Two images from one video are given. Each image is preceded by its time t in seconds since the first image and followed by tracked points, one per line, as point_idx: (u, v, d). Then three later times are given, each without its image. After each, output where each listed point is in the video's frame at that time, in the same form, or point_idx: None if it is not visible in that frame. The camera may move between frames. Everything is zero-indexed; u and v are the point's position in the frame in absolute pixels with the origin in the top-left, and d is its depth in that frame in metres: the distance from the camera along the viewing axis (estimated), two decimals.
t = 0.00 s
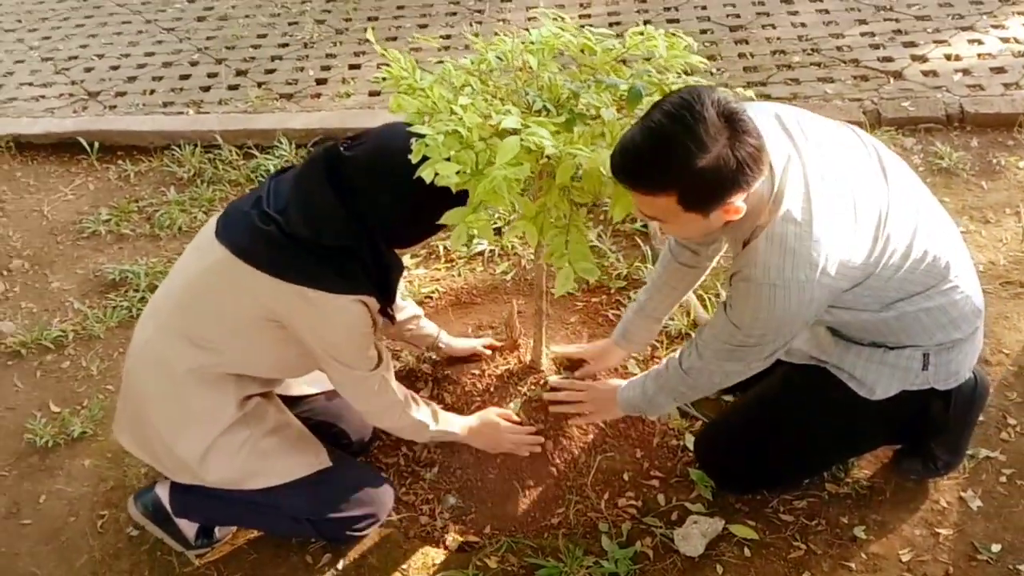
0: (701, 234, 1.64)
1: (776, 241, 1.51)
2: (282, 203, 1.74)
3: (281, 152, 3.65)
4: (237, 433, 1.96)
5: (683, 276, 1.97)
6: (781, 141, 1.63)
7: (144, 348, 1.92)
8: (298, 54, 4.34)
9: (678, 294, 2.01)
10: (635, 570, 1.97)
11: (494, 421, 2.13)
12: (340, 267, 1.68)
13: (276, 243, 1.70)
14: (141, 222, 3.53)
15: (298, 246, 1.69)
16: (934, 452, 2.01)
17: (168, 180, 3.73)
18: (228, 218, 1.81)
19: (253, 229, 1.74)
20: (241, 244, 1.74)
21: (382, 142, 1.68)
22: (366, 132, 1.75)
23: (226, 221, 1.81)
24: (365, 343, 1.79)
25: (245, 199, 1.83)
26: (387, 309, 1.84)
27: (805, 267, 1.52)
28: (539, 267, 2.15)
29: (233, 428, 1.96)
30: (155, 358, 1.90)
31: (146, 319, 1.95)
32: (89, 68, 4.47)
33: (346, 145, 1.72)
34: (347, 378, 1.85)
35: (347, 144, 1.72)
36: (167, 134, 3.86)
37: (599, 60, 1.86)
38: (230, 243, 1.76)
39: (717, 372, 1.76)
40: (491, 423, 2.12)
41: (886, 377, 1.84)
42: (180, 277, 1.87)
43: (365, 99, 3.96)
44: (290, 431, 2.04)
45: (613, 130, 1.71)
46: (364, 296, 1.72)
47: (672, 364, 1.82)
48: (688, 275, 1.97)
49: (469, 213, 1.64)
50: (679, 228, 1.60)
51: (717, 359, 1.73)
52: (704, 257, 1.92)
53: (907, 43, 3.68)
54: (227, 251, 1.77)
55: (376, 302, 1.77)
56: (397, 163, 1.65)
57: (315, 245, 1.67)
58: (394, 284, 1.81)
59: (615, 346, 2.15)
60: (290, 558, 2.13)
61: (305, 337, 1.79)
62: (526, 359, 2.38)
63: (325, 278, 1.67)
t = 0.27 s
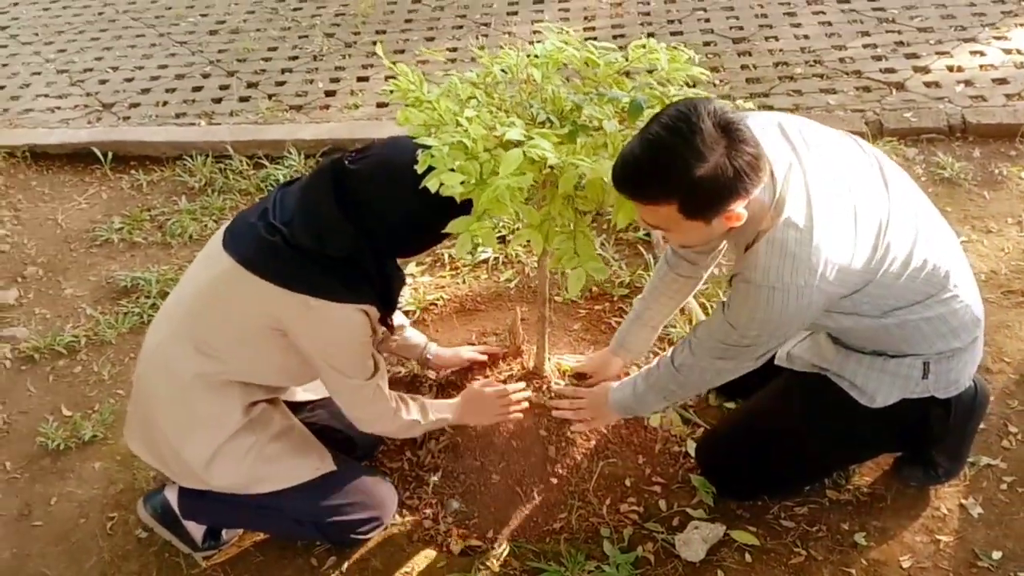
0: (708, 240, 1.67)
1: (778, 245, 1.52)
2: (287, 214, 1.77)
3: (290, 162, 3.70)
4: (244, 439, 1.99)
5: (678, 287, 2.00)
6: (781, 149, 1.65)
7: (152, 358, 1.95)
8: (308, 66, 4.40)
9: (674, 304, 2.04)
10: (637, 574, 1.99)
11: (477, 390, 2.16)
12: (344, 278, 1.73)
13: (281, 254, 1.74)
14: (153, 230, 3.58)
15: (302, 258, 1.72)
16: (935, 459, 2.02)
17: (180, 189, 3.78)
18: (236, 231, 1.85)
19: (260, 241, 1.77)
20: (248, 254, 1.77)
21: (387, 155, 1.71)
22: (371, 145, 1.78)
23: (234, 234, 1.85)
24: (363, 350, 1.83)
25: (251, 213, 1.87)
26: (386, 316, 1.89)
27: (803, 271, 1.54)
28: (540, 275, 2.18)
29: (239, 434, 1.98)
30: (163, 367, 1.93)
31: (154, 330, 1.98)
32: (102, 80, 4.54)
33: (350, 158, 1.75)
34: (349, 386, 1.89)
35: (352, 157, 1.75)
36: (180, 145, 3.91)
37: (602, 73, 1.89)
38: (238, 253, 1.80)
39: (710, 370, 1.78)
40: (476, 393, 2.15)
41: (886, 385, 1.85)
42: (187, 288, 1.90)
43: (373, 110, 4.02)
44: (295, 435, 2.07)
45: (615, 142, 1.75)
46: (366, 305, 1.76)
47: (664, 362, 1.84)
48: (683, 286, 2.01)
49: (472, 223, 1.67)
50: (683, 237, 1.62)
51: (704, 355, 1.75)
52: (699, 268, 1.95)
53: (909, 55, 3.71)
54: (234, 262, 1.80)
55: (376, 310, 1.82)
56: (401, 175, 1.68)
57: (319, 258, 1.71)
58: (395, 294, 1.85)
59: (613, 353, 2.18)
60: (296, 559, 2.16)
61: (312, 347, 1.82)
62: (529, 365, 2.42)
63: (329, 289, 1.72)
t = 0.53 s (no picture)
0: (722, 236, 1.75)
1: (797, 240, 1.59)
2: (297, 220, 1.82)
3: (299, 171, 3.75)
4: (256, 441, 2.03)
5: (707, 279, 2.09)
6: (799, 157, 1.70)
7: (166, 363, 2.00)
8: (317, 77, 4.46)
9: (702, 296, 2.13)
10: None
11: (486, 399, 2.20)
12: (352, 282, 1.77)
13: (290, 259, 1.78)
14: (163, 238, 3.63)
15: (310, 263, 1.77)
16: (935, 465, 2.06)
17: (189, 198, 3.83)
18: (245, 237, 1.89)
19: (269, 247, 1.82)
20: (257, 260, 1.82)
21: (392, 157, 1.75)
22: (375, 151, 1.81)
23: (243, 241, 1.89)
24: (373, 349, 1.87)
25: (261, 219, 1.91)
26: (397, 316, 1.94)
27: (814, 269, 1.58)
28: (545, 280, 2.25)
29: (251, 436, 2.02)
30: (176, 371, 1.97)
31: (167, 335, 2.03)
32: (113, 89, 4.60)
33: (357, 166, 1.80)
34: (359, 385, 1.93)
35: (360, 161, 1.80)
36: (189, 153, 3.97)
37: (608, 84, 1.94)
38: (248, 259, 1.84)
39: (751, 388, 1.81)
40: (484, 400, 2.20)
41: (889, 392, 1.89)
42: (199, 293, 1.95)
43: (381, 121, 4.06)
44: (308, 439, 2.12)
45: (620, 151, 1.79)
46: (373, 307, 1.80)
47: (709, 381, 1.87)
48: (713, 278, 2.10)
49: (482, 229, 1.73)
50: (698, 230, 1.70)
51: (749, 379, 1.78)
52: (727, 259, 2.05)
53: (911, 68, 3.76)
54: (244, 268, 1.85)
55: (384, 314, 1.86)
56: (405, 180, 1.72)
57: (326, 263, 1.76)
58: (405, 296, 1.90)
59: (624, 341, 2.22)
60: (306, 561, 2.20)
61: (321, 348, 1.87)
62: (536, 372, 2.44)
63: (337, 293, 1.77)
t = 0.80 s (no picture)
0: (718, 241, 1.80)
1: (783, 251, 1.66)
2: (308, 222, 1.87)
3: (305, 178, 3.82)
4: (268, 442, 2.06)
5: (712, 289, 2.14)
6: (785, 162, 1.77)
7: (179, 365, 2.03)
8: (320, 86, 4.52)
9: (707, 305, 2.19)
10: (647, 570, 2.07)
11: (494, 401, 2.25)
12: (364, 280, 1.83)
13: (304, 259, 1.83)
14: (170, 244, 3.68)
15: (325, 262, 1.82)
16: (931, 460, 2.13)
17: (195, 204, 3.89)
18: (257, 240, 1.93)
19: (283, 248, 1.86)
20: (272, 261, 1.86)
21: (397, 161, 1.82)
22: (384, 153, 1.87)
23: (255, 243, 1.93)
24: (387, 344, 1.92)
25: (271, 223, 1.95)
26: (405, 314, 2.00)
27: (811, 272, 1.67)
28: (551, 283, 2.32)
29: (264, 436, 2.06)
30: (190, 373, 2.00)
31: (179, 339, 2.06)
32: (116, 97, 4.65)
33: (368, 168, 1.85)
34: (372, 381, 1.99)
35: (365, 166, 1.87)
36: (195, 160, 4.02)
37: (612, 91, 2.01)
38: (262, 261, 1.88)
39: (733, 369, 1.94)
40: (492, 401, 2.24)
41: (881, 386, 1.97)
42: (211, 296, 1.98)
43: (385, 128, 4.13)
44: (319, 439, 2.15)
45: (625, 154, 1.86)
46: (385, 304, 1.86)
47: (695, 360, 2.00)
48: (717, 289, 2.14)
49: (492, 230, 1.81)
50: (695, 235, 1.76)
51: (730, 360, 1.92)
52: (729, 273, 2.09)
53: (904, 77, 3.85)
54: (258, 269, 1.88)
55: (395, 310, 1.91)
56: (410, 181, 1.79)
57: (339, 262, 1.81)
58: (411, 293, 1.97)
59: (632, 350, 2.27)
60: (317, 559, 2.22)
61: (336, 346, 1.91)
62: (542, 371, 2.53)
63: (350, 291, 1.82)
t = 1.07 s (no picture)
0: (708, 237, 1.88)
1: (772, 242, 1.74)
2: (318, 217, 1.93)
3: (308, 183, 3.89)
4: (279, 432, 2.12)
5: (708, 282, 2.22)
6: (772, 163, 1.85)
7: (192, 357, 2.08)
8: (322, 94, 4.60)
9: (703, 298, 2.27)
10: (646, 559, 2.13)
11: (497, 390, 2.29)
12: (373, 271, 1.88)
13: (315, 251, 1.89)
14: (176, 248, 3.74)
15: (336, 253, 1.87)
16: (920, 452, 2.20)
17: (200, 209, 3.95)
18: (269, 236, 2.00)
19: (295, 242, 1.92)
20: (285, 255, 1.92)
21: (403, 157, 1.86)
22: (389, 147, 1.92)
23: (268, 239, 2.00)
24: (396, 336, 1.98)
25: (283, 220, 2.02)
26: (413, 307, 2.05)
27: (789, 262, 1.73)
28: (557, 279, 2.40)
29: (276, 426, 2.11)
30: (203, 365, 2.06)
31: (191, 333, 2.12)
32: (121, 105, 4.72)
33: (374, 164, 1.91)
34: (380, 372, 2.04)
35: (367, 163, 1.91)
36: (200, 166, 4.09)
37: (611, 95, 2.08)
38: (275, 254, 1.94)
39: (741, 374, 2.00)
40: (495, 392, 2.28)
41: (870, 379, 2.05)
42: (225, 290, 2.05)
43: (387, 136, 4.21)
44: (327, 433, 2.21)
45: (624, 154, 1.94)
46: (394, 295, 1.91)
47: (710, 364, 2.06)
48: (713, 282, 2.22)
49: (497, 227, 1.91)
50: (686, 234, 1.82)
51: (744, 364, 1.96)
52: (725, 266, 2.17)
53: (894, 86, 3.94)
54: (271, 263, 1.95)
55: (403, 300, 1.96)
56: (414, 174, 1.84)
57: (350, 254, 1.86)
58: (420, 288, 2.02)
59: (630, 344, 2.34)
60: (325, 550, 2.28)
61: (346, 337, 1.97)
62: (542, 369, 2.60)
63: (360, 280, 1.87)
